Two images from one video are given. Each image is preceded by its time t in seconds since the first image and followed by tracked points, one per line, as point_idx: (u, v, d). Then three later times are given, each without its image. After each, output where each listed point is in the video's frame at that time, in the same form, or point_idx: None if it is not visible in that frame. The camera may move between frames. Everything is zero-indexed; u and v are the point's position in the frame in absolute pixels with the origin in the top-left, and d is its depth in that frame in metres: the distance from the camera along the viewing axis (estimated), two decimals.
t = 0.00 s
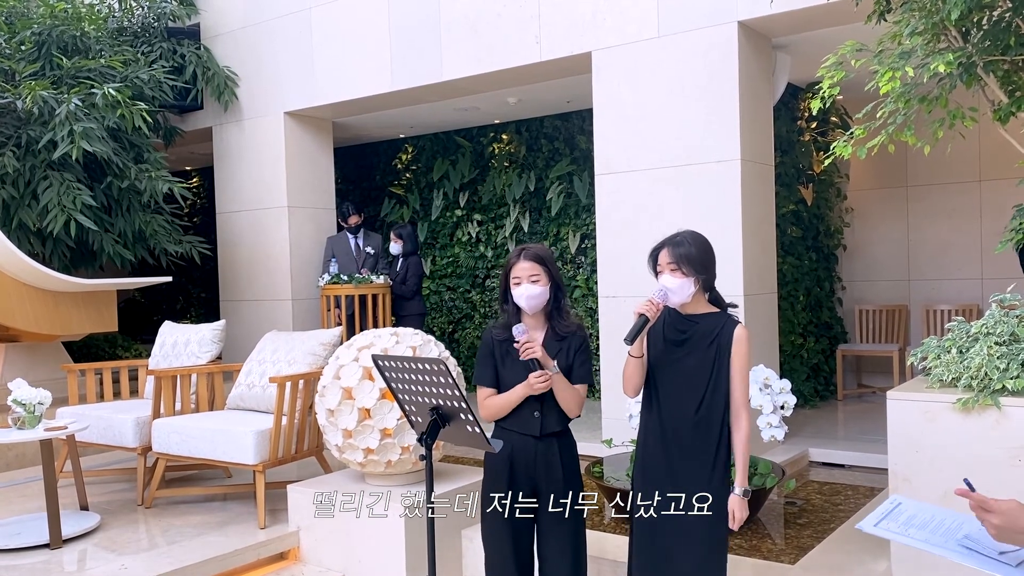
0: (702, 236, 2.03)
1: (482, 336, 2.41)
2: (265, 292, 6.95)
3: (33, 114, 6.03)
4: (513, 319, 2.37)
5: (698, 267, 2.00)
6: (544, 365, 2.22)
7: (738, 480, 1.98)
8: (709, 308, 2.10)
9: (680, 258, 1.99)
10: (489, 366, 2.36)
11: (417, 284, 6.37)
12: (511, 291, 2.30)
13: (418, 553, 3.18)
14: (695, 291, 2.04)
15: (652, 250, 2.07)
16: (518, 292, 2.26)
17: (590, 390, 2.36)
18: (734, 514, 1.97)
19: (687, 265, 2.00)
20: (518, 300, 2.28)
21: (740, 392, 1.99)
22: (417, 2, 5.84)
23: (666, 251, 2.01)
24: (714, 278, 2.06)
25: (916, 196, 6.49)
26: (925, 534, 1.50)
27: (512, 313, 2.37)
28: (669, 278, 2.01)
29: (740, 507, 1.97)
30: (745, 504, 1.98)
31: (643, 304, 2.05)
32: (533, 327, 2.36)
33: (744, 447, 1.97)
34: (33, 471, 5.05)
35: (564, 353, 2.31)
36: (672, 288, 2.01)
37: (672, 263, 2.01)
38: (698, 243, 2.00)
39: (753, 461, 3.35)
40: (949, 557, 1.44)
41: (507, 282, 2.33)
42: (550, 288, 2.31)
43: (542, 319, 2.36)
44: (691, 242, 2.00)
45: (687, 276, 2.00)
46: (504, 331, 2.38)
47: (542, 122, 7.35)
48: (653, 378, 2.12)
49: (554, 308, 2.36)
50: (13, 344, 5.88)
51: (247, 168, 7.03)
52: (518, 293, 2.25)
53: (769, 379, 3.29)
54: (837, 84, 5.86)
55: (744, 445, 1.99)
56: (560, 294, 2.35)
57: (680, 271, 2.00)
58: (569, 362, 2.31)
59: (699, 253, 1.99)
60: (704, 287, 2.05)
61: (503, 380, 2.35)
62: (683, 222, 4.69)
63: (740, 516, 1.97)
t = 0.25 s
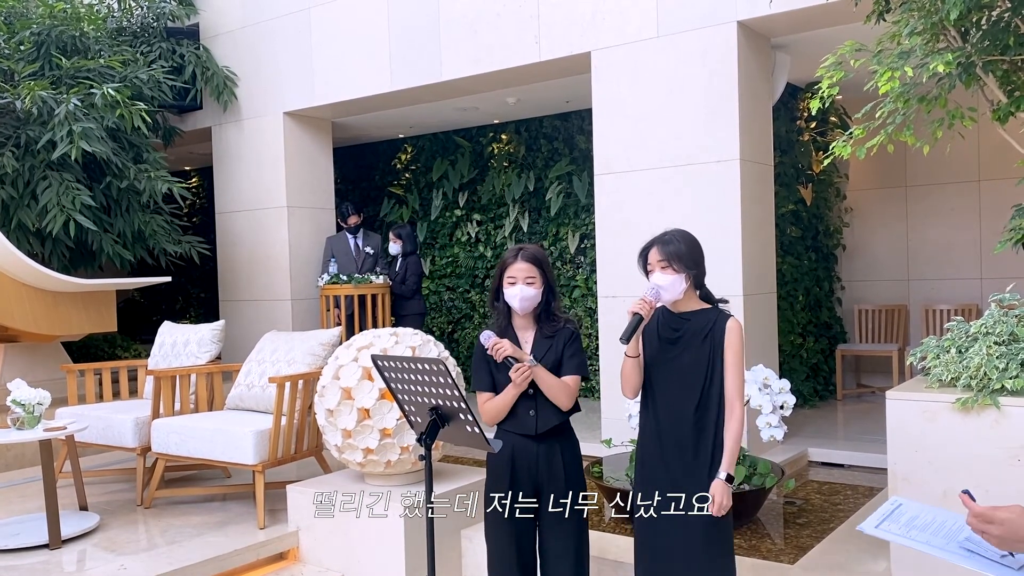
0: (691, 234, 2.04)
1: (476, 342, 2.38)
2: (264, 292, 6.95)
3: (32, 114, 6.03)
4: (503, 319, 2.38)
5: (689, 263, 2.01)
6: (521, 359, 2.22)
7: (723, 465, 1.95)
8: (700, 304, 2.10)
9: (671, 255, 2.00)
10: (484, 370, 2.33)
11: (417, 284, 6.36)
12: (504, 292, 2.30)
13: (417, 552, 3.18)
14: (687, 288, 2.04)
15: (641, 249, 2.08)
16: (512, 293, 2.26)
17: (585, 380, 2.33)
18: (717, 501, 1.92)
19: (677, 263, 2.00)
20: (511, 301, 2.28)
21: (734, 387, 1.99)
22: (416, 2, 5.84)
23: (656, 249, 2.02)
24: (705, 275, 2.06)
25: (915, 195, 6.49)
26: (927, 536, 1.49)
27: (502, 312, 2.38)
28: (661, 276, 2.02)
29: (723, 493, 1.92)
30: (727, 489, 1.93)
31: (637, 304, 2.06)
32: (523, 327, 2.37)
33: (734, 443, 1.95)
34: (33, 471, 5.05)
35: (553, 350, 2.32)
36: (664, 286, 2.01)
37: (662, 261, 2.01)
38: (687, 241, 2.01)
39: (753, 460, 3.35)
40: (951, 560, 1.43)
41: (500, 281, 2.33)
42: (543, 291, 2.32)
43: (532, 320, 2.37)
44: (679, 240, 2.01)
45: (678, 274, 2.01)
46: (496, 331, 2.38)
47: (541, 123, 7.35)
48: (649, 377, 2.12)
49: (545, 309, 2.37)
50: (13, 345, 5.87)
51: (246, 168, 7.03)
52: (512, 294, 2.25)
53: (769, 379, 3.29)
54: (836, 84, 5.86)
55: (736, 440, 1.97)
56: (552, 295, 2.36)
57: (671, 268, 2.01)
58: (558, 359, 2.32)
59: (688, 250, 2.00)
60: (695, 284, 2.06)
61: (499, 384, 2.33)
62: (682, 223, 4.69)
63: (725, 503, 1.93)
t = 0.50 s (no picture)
0: (677, 238, 2.05)
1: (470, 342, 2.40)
2: (263, 292, 6.95)
3: (31, 115, 6.03)
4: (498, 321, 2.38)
5: (675, 266, 2.02)
6: (508, 363, 2.21)
7: (730, 469, 1.97)
8: (690, 305, 2.11)
9: (657, 259, 2.01)
10: (483, 375, 2.35)
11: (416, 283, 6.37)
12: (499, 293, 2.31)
13: (417, 552, 3.18)
14: (674, 291, 2.05)
15: (628, 254, 2.08)
16: (506, 294, 2.27)
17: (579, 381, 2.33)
18: (728, 506, 1.95)
19: (664, 265, 2.01)
20: (505, 303, 2.29)
21: (729, 384, 1.99)
22: (415, 2, 5.84)
23: (641, 253, 2.03)
24: (691, 277, 2.07)
25: (914, 196, 6.49)
26: (927, 542, 1.49)
27: (495, 313, 2.38)
28: (649, 280, 2.02)
29: (733, 498, 1.95)
30: (740, 494, 1.96)
31: (628, 309, 2.06)
32: (517, 329, 2.37)
33: (736, 438, 1.98)
34: (32, 472, 5.05)
35: (546, 351, 2.31)
36: (653, 290, 2.02)
37: (648, 264, 2.02)
38: (673, 244, 2.02)
39: (752, 460, 3.35)
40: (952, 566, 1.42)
41: (494, 283, 2.34)
42: (537, 292, 2.32)
43: (525, 321, 2.38)
44: (666, 244, 2.02)
45: (665, 277, 2.02)
46: (490, 332, 2.39)
47: (540, 123, 7.35)
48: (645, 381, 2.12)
49: (538, 311, 2.37)
50: (12, 346, 5.87)
51: (246, 168, 7.02)
52: (506, 296, 2.26)
53: (768, 379, 3.29)
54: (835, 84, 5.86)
55: (737, 434, 1.98)
56: (546, 298, 2.36)
57: (658, 272, 2.02)
58: (550, 360, 2.31)
59: (674, 253, 2.01)
60: (683, 286, 2.07)
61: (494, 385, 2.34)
62: (681, 223, 4.70)
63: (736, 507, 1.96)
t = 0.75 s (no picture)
0: (672, 238, 2.05)
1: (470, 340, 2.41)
2: (263, 293, 6.95)
3: (30, 115, 6.03)
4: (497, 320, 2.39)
5: (672, 264, 2.02)
6: (502, 361, 2.23)
7: (748, 466, 2.03)
8: (686, 304, 2.11)
9: (653, 258, 2.01)
10: (481, 374, 2.35)
11: (415, 283, 6.37)
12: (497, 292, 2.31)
13: (416, 553, 3.18)
14: (671, 290, 2.06)
15: (624, 254, 2.09)
16: (504, 294, 2.27)
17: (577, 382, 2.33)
18: (751, 501, 2.01)
19: (660, 264, 2.01)
20: (502, 302, 2.29)
21: (728, 383, 2.01)
22: (414, 2, 5.84)
23: (638, 252, 2.04)
24: (688, 276, 2.07)
25: (913, 196, 6.50)
26: (925, 542, 1.48)
27: (494, 312, 2.39)
28: (645, 279, 2.03)
29: (758, 494, 2.01)
30: (762, 489, 2.02)
31: (622, 308, 2.06)
32: (516, 328, 2.38)
33: (745, 428, 2.01)
34: (31, 472, 5.05)
35: (544, 351, 2.31)
36: (648, 289, 2.02)
37: (644, 264, 2.02)
38: (669, 244, 2.02)
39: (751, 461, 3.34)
40: (949, 566, 1.41)
41: (493, 282, 2.34)
42: (535, 292, 2.32)
43: (524, 320, 2.38)
44: (662, 244, 2.02)
45: (662, 275, 2.02)
46: (489, 331, 2.40)
47: (540, 123, 7.35)
48: (643, 381, 2.12)
49: (537, 310, 2.37)
50: (11, 346, 5.87)
51: (245, 168, 7.02)
52: (503, 295, 2.26)
53: (767, 379, 3.29)
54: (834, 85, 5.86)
55: (744, 428, 2.02)
56: (545, 297, 2.36)
57: (654, 271, 2.02)
58: (547, 360, 2.31)
59: (670, 253, 2.02)
60: (679, 285, 2.07)
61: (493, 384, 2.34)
62: (679, 223, 4.70)
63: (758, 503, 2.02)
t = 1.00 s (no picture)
0: (677, 238, 2.05)
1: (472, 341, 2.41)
2: (262, 293, 6.95)
3: (29, 116, 6.03)
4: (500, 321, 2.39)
5: (676, 263, 2.02)
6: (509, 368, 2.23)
7: (736, 473, 1.99)
8: (690, 306, 2.11)
9: (658, 258, 2.01)
10: (482, 374, 2.35)
11: (414, 284, 6.36)
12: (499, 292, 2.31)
13: (416, 553, 3.19)
14: (676, 289, 2.05)
15: (628, 254, 2.09)
16: (506, 292, 2.28)
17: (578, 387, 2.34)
18: (735, 507, 1.98)
19: (665, 263, 2.01)
20: (505, 301, 2.30)
21: (731, 386, 2.01)
22: (414, 2, 5.84)
23: (643, 253, 2.03)
24: (691, 277, 2.07)
25: (912, 196, 6.50)
26: (916, 545, 1.49)
27: (497, 312, 2.38)
28: (649, 278, 2.02)
29: (741, 500, 1.97)
30: (746, 496, 1.99)
31: (627, 308, 2.06)
32: (520, 330, 2.37)
33: (740, 435, 2.00)
34: (30, 473, 5.05)
35: (546, 354, 2.31)
36: (653, 288, 2.02)
37: (649, 263, 2.02)
38: (673, 244, 2.03)
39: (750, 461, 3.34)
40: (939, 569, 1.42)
41: (496, 283, 2.34)
42: (537, 291, 2.32)
43: (527, 321, 2.38)
44: (667, 244, 2.02)
45: (666, 274, 2.01)
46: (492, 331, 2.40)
47: (539, 124, 7.36)
48: (645, 382, 2.12)
49: (540, 311, 2.37)
50: (11, 347, 5.87)
51: (244, 169, 7.02)
52: (505, 294, 2.27)
53: (766, 380, 3.29)
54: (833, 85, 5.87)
55: (738, 437, 2.00)
56: (548, 298, 2.36)
57: (659, 269, 2.02)
58: (550, 363, 2.31)
59: (675, 253, 2.02)
60: (683, 285, 2.07)
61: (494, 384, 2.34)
62: (678, 224, 4.71)
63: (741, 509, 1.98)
